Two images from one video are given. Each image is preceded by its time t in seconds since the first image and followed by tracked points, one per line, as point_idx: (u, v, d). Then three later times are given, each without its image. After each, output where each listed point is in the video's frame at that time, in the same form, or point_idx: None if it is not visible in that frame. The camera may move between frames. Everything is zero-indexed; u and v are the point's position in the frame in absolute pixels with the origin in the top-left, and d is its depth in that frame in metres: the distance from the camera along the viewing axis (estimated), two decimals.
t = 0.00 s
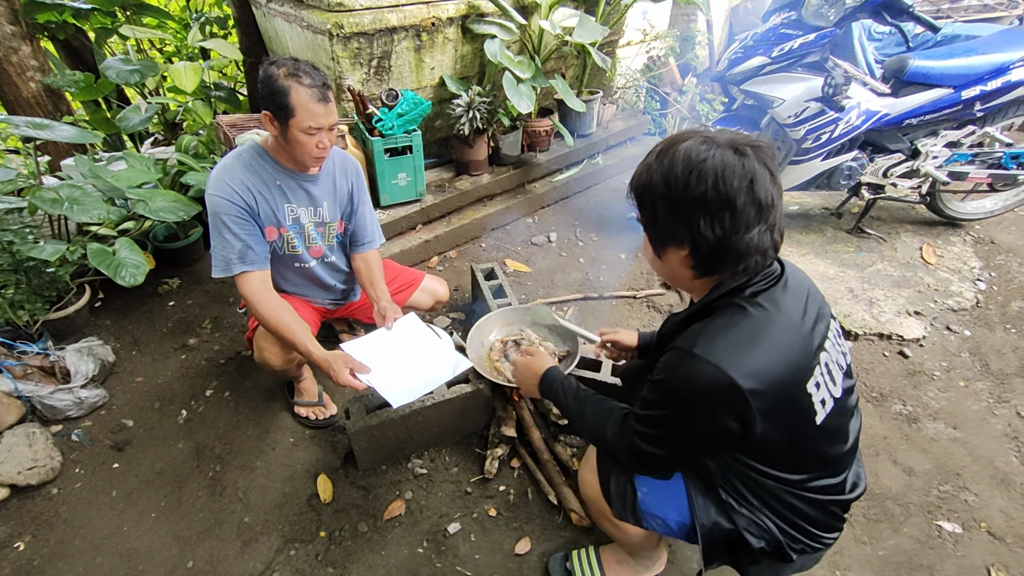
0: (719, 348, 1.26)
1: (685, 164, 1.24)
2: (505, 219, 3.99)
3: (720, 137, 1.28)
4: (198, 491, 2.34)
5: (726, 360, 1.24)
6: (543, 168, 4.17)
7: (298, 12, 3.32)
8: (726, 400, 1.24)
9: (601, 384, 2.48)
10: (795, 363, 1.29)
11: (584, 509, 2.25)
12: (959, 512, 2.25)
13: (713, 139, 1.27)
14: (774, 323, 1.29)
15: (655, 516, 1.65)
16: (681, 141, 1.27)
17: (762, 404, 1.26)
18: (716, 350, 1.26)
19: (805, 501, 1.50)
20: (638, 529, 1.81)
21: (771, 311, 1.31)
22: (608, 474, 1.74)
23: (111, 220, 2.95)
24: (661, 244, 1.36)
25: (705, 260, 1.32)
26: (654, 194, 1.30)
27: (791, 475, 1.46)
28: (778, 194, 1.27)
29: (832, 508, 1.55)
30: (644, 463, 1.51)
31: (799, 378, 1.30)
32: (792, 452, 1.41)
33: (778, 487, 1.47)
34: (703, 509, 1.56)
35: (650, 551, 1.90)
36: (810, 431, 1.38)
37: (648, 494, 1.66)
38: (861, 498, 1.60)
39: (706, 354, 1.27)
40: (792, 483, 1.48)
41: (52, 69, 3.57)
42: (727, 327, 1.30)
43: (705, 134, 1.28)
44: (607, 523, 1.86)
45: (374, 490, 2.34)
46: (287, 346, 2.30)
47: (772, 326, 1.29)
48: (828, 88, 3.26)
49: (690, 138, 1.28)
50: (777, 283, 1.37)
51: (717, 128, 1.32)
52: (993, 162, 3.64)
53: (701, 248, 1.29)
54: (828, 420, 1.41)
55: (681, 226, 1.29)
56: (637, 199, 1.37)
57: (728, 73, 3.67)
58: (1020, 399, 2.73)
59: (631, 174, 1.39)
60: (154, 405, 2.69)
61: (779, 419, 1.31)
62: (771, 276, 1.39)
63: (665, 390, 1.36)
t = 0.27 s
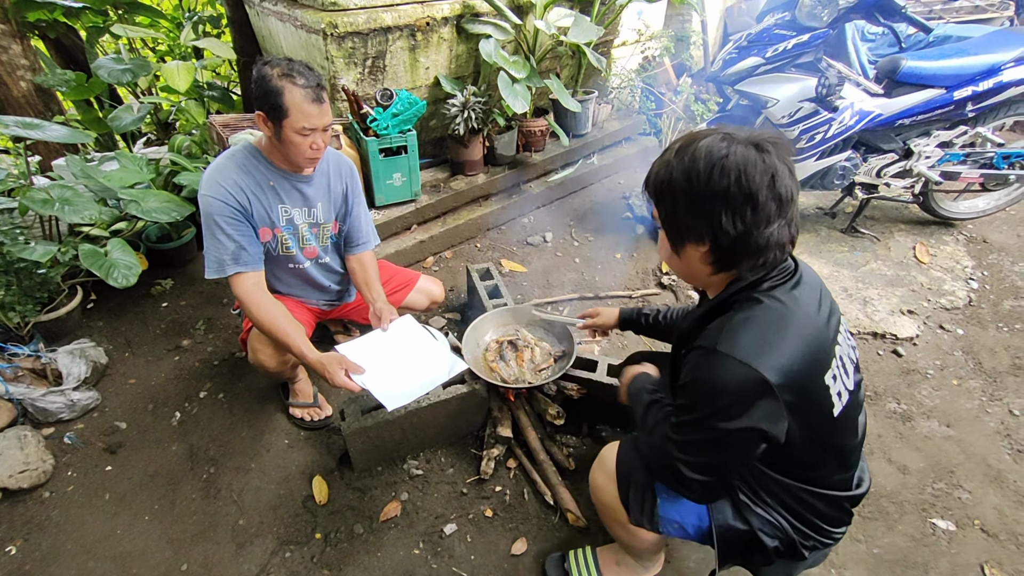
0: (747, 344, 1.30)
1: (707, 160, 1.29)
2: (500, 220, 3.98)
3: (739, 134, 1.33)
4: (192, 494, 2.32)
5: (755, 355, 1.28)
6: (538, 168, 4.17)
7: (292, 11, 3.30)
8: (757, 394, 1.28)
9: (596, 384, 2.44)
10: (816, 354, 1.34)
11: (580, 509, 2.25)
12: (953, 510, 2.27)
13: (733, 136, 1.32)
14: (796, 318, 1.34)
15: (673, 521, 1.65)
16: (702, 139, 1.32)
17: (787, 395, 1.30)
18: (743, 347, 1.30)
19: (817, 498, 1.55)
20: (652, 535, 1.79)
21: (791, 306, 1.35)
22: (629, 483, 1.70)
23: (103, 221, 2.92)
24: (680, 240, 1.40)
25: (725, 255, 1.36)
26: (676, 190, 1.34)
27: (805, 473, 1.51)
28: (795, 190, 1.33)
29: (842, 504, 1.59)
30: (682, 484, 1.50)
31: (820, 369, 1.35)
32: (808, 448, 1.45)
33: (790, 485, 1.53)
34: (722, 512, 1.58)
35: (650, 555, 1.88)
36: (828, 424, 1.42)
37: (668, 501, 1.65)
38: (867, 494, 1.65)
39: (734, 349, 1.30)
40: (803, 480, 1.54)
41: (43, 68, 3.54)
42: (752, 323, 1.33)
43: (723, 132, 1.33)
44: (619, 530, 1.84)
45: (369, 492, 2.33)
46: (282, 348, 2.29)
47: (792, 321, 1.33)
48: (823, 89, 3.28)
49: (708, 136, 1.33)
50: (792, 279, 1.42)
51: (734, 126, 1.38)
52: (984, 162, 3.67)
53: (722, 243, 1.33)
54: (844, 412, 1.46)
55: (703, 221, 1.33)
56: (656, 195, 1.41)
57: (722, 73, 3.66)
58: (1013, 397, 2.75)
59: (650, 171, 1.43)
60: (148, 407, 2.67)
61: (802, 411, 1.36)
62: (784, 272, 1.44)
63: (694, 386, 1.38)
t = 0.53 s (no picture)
0: (759, 341, 1.31)
1: (711, 164, 1.29)
2: (501, 219, 3.98)
3: (741, 136, 1.33)
4: (195, 495, 2.32)
5: (768, 352, 1.29)
6: (539, 167, 4.16)
7: (292, 12, 3.30)
8: (772, 390, 1.29)
9: (597, 384, 2.43)
10: (829, 349, 1.35)
11: (582, 509, 2.25)
12: (956, 509, 2.26)
13: (735, 138, 1.32)
14: (807, 314, 1.34)
15: (688, 521, 1.64)
16: (704, 142, 1.33)
17: (802, 391, 1.31)
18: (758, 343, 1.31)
19: (831, 493, 1.57)
20: (664, 535, 1.73)
21: (803, 303, 1.36)
22: (644, 482, 1.68)
23: (104, 223, 2.92)
24: (686, 243, 1.40)
25: (732, 257, 1.36)
26: (681, 194, 1.34)
27: (819, 469, 1.54)
28: (798, 189, 1.33)
29: (856, 499, 1.60)
30: (698, 480, 1.49)
31: (832, 364, 1.35)
32: (822, 443, 1.47)
33: (803, 481, 1.56)
34: (738, 511, 1.59)
35: (654, 557, 1.86)
36: (842, 418, 1.43)
37: (683, 499, 1.64)
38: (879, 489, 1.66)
39: (747, 346, 1.32)
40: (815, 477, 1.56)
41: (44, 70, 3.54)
42: (764, 319, 1.34)
43: (725, 135, 1.33)
44: (631, 530, 1.79)
45: (371, 493, 2.33)
46: (283, 349, 2.29)
47: (805, 317, 1.34)
48: (823, 87, 3.26)
49: (711, 140, 1.33)
50: (801, 276, 1.43)
51: (735, 128, 1.38)
52: (987, 160, 3.66)
53: (729, 245, 1.33)
54: (858, 406, 1.47)
55: (710, 224, 1.32)
56: (660, 201, 1.40)
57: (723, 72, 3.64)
58: (1016, 395, 2.74)
59: (653, 176, 1.43)
60: (150, 408, 2.68)
61: (817, 406, 1.36)
62: (792, 269, 1.45)
63: (708, 384, 1.40)
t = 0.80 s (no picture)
0: (764, 338, 1.31)
1: (716, 161, 1.29)
2: (500, 218, 3.98)
3: (745, 135, 1.33)
4: (190, 493, 2.32)
5: (773, 349, 1.29)
6: (538, 166, 4.15)
7: (291, 8, 3.28)
8: (776, 386, 1.29)
9: (595, 383, 2.43)
10: (831, 347, 1.34)
11: (578, 509, 2.25)
12: (952, 511, 2.26)
13: (740, 136, 1.32)
14: (810, 312, 1.34)
15: (689, 520, 1.64)
16: (709, 140, 1.32)
17: (805, 389, 1.31)
18: (762, 341, 1.30)
19: (831, 490, 1.57)
20: (665, 534, 1.72)
21: (806, 300, 1.36)
22: (644, 481, 1.68)
23: (100, 219, 2.91)
24: (689, 241, 1.39)
25: (735, 255, 1.36)
26: (686, 192, 1.33)
27: (819, 467, 1.54)
28: (801, 188, 1.33)
29: (856, 495, 1.60)
30: (700, 478, 1.49)
31: (835, 361, 1.35)
32: (822, 441, 1.46)
33: (803, 478, 1.56)
34: (739, 510, 1.59)
35: (651, 558, 1.85)
36: (843, 416, 1.43)
37: (684, 498, 1.64)
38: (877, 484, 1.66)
39: (751, 343, 1.31)
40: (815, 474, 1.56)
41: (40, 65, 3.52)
42: (768, 317, 1.34)
43: (730, 133, 1.33)
44: (631, 531, 1.78)
45: (367, 491, 2.33)
46: (280, 347, 2.28)
47: (808, 314, 1.34)
48: (822, 87, 3.26)
49: (716, 138, 1.32)
50: (803, 273, 1.43)
51: (739, 126, 1.37)
52: (985, 161, 3.66)
53: (732, 244, 1.33)
54: (858, 403, 1.47)
55: (714, 222, 1.32)
56: (664, 198, 1.40)
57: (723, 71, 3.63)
58: (1012, 397, 2.75)
59: (657, 173, 1.42)
60: (146, 405, 2.67)
61: (819, 404, 1.36)
62: (794, 267, 1.45)
63: (712, 382, 1.39)
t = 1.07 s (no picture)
0: (765, 342, 1.30)
1: (712, 168, 1.28)
2: (502, 220, 3.98)
3: (740, 141, 1.32)
4: (191, 494, 2.32)
5: (774, 353, 1.29)
6: (540, 168, 4.15)
7: (294, 10, 3.29)
8: (779, 391, 1.28)
9: (597, 386, 2.42)
10: (833, 350, 1.34)
11: (580, 512, 2.24)
12: (955, 515, 2.25)
13: (735, 142, 1.31)
14: (811, 315, 1.34)
15: (693, 525, 1.63)
16: (704, 147, 1.32)
17: (807, 392, 1.31)
18: (764, 345, 1.30)
19: (836, 493, 1.56)
20: (669, 539, 1.71)
21: (807, 303, 1.36)
22: (648, 486, 1.68)
23: (104, 220, 2.92)
24: (687, 248, 1.39)
25: (734, 261, 1.35)
26: (682, 199, 1.33)
27: (823, 469, 1.53)
28: (797, 193, 1.33)
29: (861, 498, 1.59)
30: (704, 483, 1.48)
31: (837, 364, 1.35)
32: (826, 444, 1.46)
33: (808, 482, 1.56)
34: (744, 515, 1.58)
35: (652, 562, 1.84)
36: (845, 419, 1.42)
37: (688, 503, 1.63)
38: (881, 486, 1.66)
39: (753, 348, 1.31)
40: (820, 478, 1.55)
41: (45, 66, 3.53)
42: (769, 321, 1.33)
43: (725, 140, 1.33)
44: (635, 536, 1.77)
45: (368, 493, 2.33)
46: (283, 349, 2.28)
47: (810, 317, 1.34)
48: (825, 90, 3.22)
49: (711, 145, 1.32)
50: (803, 276, 1.43)
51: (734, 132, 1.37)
52: (989, 165, 3.62)
53: (730, 250, 1.33)
54: (861, 405, 1.47)
55: (711, 228, 1.32)
56: (661, 206, 1.39)
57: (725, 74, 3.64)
58: (1016, 401, 2.73)
59: (653, 181, 1.41)
60: (147, 406, 2.67)
61: (822, 407, 1.36)
62: (794, 271, 1.45)
63: (713, 386, 1.39)
